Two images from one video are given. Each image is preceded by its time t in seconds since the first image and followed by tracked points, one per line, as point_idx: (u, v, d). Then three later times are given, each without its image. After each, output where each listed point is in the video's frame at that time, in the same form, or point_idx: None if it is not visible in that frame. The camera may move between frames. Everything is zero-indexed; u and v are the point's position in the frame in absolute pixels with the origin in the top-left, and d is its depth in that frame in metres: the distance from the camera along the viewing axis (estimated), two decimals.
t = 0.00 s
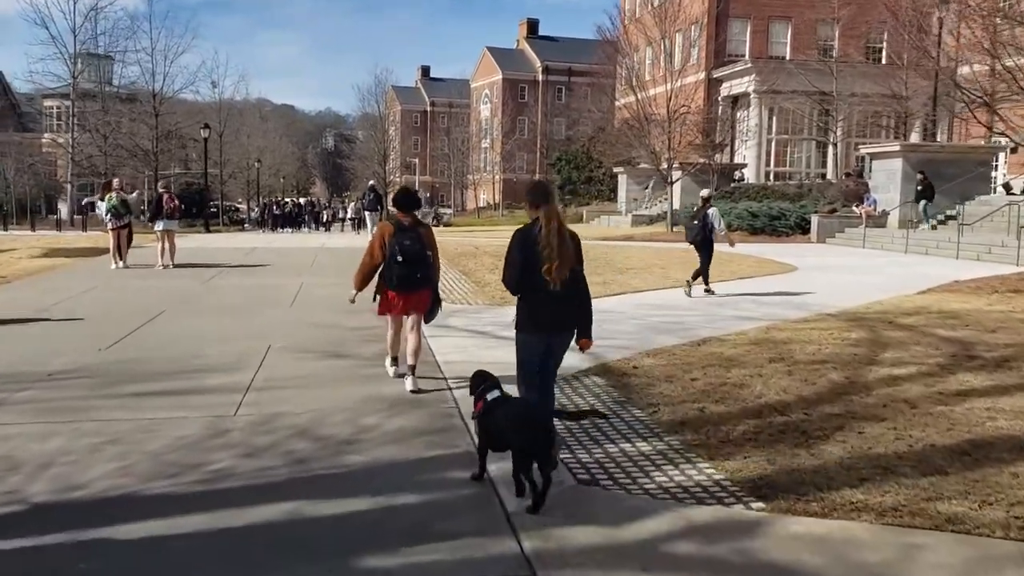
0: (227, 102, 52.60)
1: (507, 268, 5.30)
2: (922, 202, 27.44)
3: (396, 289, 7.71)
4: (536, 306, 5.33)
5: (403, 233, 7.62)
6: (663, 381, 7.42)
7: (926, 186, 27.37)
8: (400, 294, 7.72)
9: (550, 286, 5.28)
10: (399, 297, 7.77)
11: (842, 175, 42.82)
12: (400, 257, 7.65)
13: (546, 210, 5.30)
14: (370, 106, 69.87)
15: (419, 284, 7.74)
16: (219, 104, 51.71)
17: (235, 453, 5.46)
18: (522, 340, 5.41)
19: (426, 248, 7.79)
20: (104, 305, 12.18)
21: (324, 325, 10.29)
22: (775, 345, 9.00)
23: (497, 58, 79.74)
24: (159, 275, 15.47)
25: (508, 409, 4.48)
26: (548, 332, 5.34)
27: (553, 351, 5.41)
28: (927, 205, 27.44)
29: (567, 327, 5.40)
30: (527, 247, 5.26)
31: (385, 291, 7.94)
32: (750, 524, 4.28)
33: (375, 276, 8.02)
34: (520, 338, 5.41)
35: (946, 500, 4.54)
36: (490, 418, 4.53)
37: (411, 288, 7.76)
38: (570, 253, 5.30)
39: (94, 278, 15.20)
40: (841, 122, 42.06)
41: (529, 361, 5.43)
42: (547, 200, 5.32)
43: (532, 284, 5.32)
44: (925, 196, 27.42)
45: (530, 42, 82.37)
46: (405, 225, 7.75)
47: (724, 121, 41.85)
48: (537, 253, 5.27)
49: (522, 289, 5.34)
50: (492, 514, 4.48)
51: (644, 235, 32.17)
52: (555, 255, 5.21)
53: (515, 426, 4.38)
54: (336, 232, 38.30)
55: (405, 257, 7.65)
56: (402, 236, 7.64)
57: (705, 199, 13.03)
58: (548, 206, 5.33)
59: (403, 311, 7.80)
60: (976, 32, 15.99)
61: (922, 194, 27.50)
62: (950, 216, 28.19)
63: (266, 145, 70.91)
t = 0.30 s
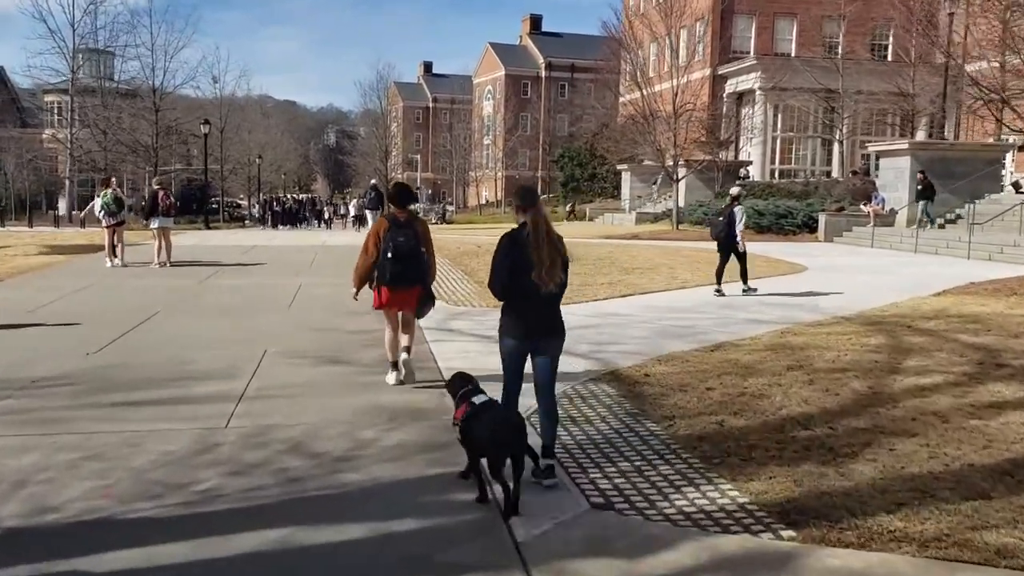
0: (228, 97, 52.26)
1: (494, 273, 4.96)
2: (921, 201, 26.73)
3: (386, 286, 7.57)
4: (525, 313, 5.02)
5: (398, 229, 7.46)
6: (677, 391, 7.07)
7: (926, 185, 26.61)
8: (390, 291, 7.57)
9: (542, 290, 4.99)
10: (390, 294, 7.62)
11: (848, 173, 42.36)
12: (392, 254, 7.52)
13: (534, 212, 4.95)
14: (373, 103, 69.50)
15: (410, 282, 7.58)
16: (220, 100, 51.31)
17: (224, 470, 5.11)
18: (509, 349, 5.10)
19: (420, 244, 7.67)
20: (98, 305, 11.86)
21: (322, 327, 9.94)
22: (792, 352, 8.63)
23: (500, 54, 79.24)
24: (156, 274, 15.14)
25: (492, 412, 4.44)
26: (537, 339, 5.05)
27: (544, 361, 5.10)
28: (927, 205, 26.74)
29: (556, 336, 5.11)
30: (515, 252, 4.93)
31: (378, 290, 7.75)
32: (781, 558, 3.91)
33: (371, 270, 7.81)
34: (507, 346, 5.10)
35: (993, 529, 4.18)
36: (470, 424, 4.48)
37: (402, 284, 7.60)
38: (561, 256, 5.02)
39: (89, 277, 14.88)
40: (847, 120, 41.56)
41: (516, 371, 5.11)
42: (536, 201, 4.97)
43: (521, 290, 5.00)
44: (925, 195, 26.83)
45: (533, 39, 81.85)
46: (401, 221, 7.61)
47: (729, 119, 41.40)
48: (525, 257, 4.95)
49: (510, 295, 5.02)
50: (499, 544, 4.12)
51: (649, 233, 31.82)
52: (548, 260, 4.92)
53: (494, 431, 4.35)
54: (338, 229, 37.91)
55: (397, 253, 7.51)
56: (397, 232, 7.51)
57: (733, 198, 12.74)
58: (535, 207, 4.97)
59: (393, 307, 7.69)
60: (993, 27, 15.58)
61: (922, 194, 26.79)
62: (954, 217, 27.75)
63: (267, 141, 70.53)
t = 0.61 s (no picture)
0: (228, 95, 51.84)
1: (479, 262, 5.03)
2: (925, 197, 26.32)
3: (392, 286, 7.30)
4: (509, 301, 5.07)
5: (403, 228, 7.17)
6: (701, 399, 6.68)
7: (929, 185, 26.23)
8: (397, 291, 7.31)
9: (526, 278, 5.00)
10: (396, 293, 7.36)
11: (854, 169, 41.89)
12: (397, 253, 7.23)
13: (517, 201, 4.97)
14: (374, 100, 69.06)
15: (416, 282, 7.31)
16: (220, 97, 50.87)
17: (218, 489, 4.71)
18: (497, 334, 5.15)
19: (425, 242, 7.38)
20: (92, 304, 11.48)
21: (325, 329, 9.57)
22: (816, 356, 8.23)
23: (502, 50, 78.72)
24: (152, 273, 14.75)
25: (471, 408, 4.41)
26: (521, 326, 5.08)
27: (529, 347, 5.16)
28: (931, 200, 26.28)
29: (543, 321, 5.15)
30: (500, 241, 4.97)
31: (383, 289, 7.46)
32: None
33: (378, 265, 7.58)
34: (495, 332, 5.16)
35: None
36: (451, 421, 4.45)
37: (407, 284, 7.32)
38: (546, 245, 5.00)
39: (84, 275, 14.48)
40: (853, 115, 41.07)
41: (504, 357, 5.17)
42: (520, 190, 4.98)
43: (505, 278, 5.04)
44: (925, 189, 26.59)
45: (534, 35, 81.33)
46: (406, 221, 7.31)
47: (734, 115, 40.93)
48: (510, 246, 4.98)
49: (494, 282, 5.06)
50: None
51: (654, 230, 31.44)
52: (529, 247, 4.92)
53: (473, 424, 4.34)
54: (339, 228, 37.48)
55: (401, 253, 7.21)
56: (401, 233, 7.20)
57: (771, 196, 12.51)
58: (521, 196, 5.00)
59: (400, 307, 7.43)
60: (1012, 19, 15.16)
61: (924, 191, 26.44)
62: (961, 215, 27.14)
63: (268, 138, 70.11)
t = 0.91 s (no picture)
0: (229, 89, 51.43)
1: (470, 266, 4.85)
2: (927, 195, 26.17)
3: (397, 276, 7.31)
4: (499, 307, 4.89)
5: (407, 219, 7.20)
6: (719, 409, 6.38)
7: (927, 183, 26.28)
8: (403, 281, 7.31)
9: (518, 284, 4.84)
10: (401, 284, 7.36)
11: (860, 165, 41.48)
12: (402, 244, 7.26)
13: (510, 207, 4.82)
14: (375, 95, 68.62)
15: (420, 272, 7.32)
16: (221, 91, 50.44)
17: (208, 510, 4.39)
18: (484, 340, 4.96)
19: (428, 232, 7.41)
20: (85, 303, 11.16)
21: (324, 330, 9.24)
22: (835, 363, 7.90)
23: (504, 44, 78.21)
24: (148, 270, 14.42)
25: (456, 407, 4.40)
26: (511, 331, 4.90)
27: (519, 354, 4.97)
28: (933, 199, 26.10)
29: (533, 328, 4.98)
30: (491, 244, 4.82)
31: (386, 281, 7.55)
32: None
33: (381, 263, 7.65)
34: (484, 337, 4.96)
35: None
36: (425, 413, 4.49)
37: (412, 274, 7.34)
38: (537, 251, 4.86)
39: (79, 273, 14.15)
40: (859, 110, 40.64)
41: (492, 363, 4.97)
42: (512, 194, 4.85)
43: (495, 283, 4.87)
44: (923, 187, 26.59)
45: (537, 29, 80.83)
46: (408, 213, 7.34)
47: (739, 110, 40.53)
48: (501, 251, 4.82)
49: (484, 287, 4.88)
50: None
51: (658, 226, 31.09)
52: (521, 252, 4.77)
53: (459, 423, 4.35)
54: (339, 223, 37.10)
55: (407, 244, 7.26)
56: (404, 223, 7.24)
57: (796, 194, 12.73)
58: (514, 201, 4.84)
59: (406, 298, 7.44)
60: None
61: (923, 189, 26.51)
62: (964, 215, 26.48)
63: (269, 133, 69.76)
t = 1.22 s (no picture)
0: (233, 85, 51.10)
1: (458, 259, 4.94)
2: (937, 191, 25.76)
3: (397, 280, 7.14)
4: (489, 300, 5.00)
5: (404, 223, 6.93)
6: (742, 422, 6.00)
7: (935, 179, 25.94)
8: (403, 285, 7.15)
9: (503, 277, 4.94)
10: (402, 287, 7.20)
11: (870, 163, 40.96)
12: (401, 248, 7.04)
13: (501, 200, 4.93)
14: (380, 91, 68.25)
15: (420, 275, 7.13)
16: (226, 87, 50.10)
17: (192, 535, 4.02)
18: (473, 333, 5.08)
19: (429, 233, 7.14)
20: (79, 303, 10.83)
21: (324, 333, 8.86)
22: (861, 371, 7.49)
23: (510, 40, 77.72)
24: (146, 268, 14.07)
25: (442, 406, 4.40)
26: (500, 324, 5.04)
27: (509, 345, 5.09)
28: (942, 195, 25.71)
29: (523, 319, 5.10)
30: (481, 238, 4.91)
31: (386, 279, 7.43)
32: None
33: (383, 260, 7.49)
34: (472, 329, 5.09)
35: None
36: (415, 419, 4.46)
37: (412, 277, 7.16)
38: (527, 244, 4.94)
39: (75, 272, 13.81)
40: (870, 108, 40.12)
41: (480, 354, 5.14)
42: (502, 188, 4.96)
43: (484, 276, 4.97)
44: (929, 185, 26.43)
45: (544, 26, 80.32)
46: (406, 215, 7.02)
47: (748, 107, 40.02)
48: (490, 245, 4.92)
49: (472, 280, 4.98)
50: None
51: (666, 224, 30.68)
52: (511, 245, 4.86)
53: (444, 419, 4.29)
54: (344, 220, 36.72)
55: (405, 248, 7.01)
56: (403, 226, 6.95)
57: (829, 190, 12.21)
58: (504, 195, 4.96)
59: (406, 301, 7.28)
60: None
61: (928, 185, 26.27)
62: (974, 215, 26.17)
63: (274, 129, 69.45)
